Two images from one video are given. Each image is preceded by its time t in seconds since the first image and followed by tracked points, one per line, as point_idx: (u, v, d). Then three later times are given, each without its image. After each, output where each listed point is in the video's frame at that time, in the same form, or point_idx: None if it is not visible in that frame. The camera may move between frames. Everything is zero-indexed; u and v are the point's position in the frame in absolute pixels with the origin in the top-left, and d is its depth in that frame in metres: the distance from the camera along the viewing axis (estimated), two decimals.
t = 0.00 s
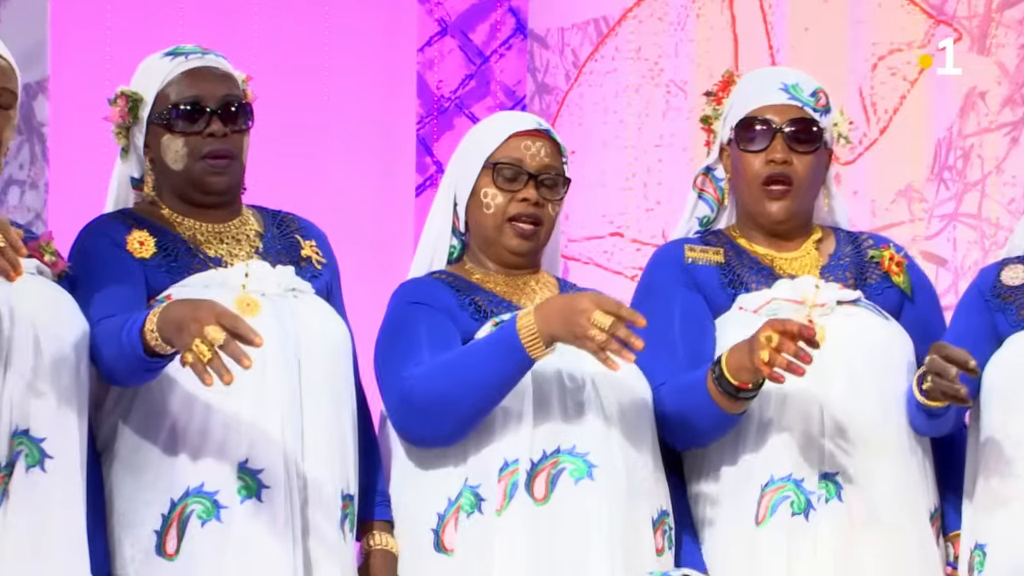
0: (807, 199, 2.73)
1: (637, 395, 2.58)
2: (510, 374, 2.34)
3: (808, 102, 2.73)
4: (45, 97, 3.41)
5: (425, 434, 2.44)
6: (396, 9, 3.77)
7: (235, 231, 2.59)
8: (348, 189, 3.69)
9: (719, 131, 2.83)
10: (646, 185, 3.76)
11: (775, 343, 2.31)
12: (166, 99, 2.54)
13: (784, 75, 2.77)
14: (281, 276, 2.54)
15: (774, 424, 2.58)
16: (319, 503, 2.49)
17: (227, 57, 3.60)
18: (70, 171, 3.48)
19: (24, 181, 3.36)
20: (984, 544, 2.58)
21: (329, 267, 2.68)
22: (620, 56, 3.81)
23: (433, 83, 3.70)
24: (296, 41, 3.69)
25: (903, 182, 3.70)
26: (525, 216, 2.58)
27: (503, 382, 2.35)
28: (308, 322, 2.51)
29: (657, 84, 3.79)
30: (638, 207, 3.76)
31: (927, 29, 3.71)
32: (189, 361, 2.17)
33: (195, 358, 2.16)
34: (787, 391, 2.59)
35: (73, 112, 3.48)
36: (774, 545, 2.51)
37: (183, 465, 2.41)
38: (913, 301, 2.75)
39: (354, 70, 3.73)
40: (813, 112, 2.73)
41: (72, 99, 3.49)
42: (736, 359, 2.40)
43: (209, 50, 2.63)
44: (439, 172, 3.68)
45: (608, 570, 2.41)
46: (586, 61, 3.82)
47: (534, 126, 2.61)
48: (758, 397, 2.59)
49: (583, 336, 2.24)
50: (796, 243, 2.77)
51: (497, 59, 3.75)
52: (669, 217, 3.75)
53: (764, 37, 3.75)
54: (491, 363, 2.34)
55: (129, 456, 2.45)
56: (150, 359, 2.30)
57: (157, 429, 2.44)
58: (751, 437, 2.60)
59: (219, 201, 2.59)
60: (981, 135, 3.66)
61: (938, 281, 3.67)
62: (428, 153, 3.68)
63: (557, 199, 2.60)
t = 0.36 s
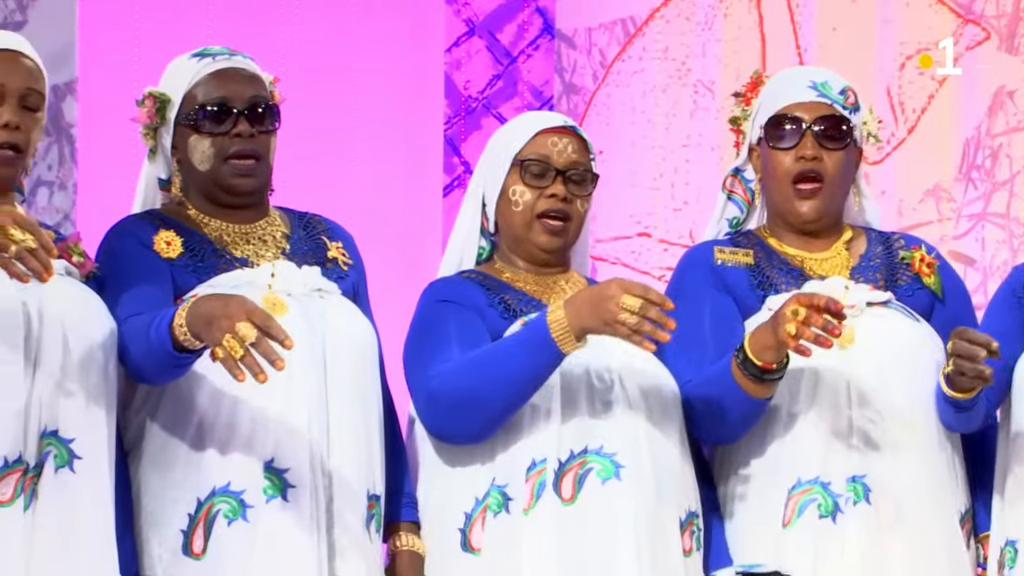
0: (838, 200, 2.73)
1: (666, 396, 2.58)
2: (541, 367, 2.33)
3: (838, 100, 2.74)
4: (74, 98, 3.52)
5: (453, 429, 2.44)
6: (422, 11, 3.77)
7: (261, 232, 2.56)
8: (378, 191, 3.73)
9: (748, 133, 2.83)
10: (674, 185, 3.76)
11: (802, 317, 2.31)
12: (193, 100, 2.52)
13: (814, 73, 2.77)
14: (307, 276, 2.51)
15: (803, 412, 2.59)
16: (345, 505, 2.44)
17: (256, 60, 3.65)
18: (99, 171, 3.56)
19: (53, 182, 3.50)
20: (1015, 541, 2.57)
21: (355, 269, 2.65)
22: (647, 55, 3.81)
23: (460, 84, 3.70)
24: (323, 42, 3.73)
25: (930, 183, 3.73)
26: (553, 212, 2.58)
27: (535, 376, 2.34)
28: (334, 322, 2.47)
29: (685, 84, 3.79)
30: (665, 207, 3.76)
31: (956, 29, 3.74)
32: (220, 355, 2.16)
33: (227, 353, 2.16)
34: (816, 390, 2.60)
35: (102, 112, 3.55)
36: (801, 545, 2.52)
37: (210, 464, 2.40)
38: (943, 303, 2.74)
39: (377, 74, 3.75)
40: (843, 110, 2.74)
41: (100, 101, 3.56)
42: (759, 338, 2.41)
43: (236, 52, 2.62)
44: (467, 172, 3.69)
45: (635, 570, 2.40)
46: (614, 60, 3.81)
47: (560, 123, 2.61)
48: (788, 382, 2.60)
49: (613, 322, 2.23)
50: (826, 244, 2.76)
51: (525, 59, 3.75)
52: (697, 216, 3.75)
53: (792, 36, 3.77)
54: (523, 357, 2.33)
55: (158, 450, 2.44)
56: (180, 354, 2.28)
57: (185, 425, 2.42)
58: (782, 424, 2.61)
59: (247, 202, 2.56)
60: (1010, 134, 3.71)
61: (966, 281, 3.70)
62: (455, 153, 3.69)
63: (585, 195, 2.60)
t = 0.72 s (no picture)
0: (863, 195, 2.72)
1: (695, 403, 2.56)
2: (574, 407, 2.34)
3: (858, 99, 2.73)
4: (102, 100, 3.50)
5: (482, 450, 2.45)
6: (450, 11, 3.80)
7: (290, 233, 2.56)
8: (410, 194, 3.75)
9: (769, 137, 2.82)
10: (701, 185, 3.78)
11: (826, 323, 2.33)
12: (222, 100, 2.52)
13: (833, 74, 2.77)
14: (336, 279, 2.50)
15: (834, 432, 2.59)
16: (375, 505, 2.45)
17: (284, 60, 3.66)
18: (127, 173, 3.55)
19: (81, 184, 3.48)
20: None
21: (383, 270, 2.65)
22: (675, 55, 3.83)
23: (488, 84, 3.72)
24: (352, 41, 3.74)
25: (958, 183, 3.73)
26: (586, 210, 2.58)
27: (567, 414, 2.34)
28: (364, 330, 2.48)
29: (712, 84, 3.81)
30: (693, 207, 3.78)
31: (984, 28, 3.75)
32: (268, 338, 2.17)
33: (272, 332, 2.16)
34: (846, 399, 2.59)
35: (130, 112, 3.56)
36: (837, 551, 2.51)
37: (238, 466, 2.40)
38: (970, 306, 2.74)
39: (410, 73, 3.78)
40: (864, 108, 2.73)
41: (129, 100, 3.57)
42: (798, 369, 2.43)
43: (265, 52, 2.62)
44: (495, 173, 3.71)
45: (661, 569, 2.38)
46: (641, 61, 3.84)
47: (591, 123, 2.62)
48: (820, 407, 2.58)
49: (643, 351, 2.24)
50: (851, 246, 2.75)
51: (552, 59, 3.78)
52: (724, 217, 3.78)
53: (820, 36, 3.79)
54: (559, 395, 2.33)
55: (184, 454, 2.45)
56: (212, 366, 2.28)
57: (212, 430, 2.43)
58: (811, 447, 2.61)
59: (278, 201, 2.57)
60: None
61: (995, 281, 3.70)
62: (483, 153, 3.72)
63: (617, 193, 2.60)
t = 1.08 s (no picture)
0: (891, 195, 2.72)
1: (723, 401, 2.56)
2: (601, 411, 2.34)
3: (889, 99, 2.73)
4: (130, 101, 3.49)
5: (509, 452, 2.45)
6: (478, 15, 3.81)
7: (319, 233, 2.56)
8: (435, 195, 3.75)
9: (798, 135, 2.82)
10: (729, 185, 3.79)
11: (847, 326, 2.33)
12: (249, 101, 2.53)
13: (863, 74, 2.77)
14: (364, 280, 2.50)
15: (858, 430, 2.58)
16: (403, 506, 2.44)
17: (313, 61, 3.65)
18: (154, 173, 3.54)
19: (109, 184, 3.47)
20: None
21: (411, 271, 2.65)
22: (702, 55, 3.85)
23: (515, 84, 3.76)
24: (379, 37, 3.74)
25: (987, 182, 3.73)
26: (615, 212, 2.58)
27: (595, 417, 2.34)
28: (393, 328, 2.48)
29: (740, 84, 3.82)
30: (721, 208, 3.79)
31: (1013, 27, 3.74)
32: (296, 344, 2.17)
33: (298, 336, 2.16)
34: (870, 399, 2.59)
35: (161, 113, 3.56)
36: (861, 550, 2.50)
37: (265, 468, 2.39)
38: (998, 308, 2.74)
39: (435, 76, 3.78)
40: (894, 109, 2.73)
41: (158, 102, 3.56)
42: (823, 370, 2.43)
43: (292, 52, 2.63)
44: (523, 173, 3.76)
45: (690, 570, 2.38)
46: (669, 61, 3.86)
47: (621, 126, 2.61)
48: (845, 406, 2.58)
49: (668, 354, 2.24)
50: (880, 246, 2.75)
51: (580, 60, 3.83)
52: (753, 217, 3.79)
53: (848, 35, 3.79)
54: (586, 397, 2.34)
55: (213, 457, 2.44)
56: (240, 373, 2.27)
57: (239, 432, 2.42)
58: (834, 447, 2.61)
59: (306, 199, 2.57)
60: None
61: None
62: (510, 154, 3.76)
63: (646, 197, 2.60)
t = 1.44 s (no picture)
0: (914, 199, 2.71)
1: (747, 398, 2.56)
2: (619, 388, 2.31)
3: (913, 102, 2.72)
4: (158, 101, 3.50)
5: (534, 443, 2.43)
6: (506, 15, 3.84)
7: (343, 234, 2.56)
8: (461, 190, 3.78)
9: (823, 134, 2.82)
10: (756, 185, 3.85)
11: (883, 347, 2.29)
12: (275, 103, 2.52)
13: (887, 75, 2.76)
14: (390, 278, 2.50)
15: (881, 422, 2.58)
16: (430, 503, 2.44)
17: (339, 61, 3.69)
18: (185, 176, 3.58)
19: (138, 185, 3.50)
20: None
21: (436, 271, 2.65)
22: (730, 55, 3.89)
23: (543, 85, 3.83)
24: (408, 36, 3.76)
25: (1017, 182, 3.72)
26: (639, 218, 2.57)
27: (613, 393, 2.32)
28: (418, 326, 2.47)
29: (768, 84, 3.86)
30: (748, 208, 3.85)
31: None
32: (303, 351, 2.12)
33: (309, 348, 2.10)
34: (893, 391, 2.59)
35: (188, 113, 3.58)
36: (883, 548, 2.51)
37: (295, 463, 2.39)
38: None
39: (464, 79, 3.80)
40: (918, 112, 2.72)
41: (185, 103, 3.58)
42: (841, 360, 2.39)
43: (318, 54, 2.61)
44: (549, 173, 3.82)
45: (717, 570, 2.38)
46: (696, 61, 3.91)
47: (650, 129, 2.60)
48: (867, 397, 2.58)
49: (687, 350, 2.20)
50: (903, 245, 2.75)
51: (607, 60, 3.89)
52: (780, 217, 3.84)
53: (875, 36, 3.80)
54: (603, 375, 2.31)
55: (242, 451, 2.45)
56: (263, 353, 2.25)
57: (270, 426, 2.43)
58: (858, 443, 2.60)
59: (331, 203, 2.56)
60: None
61: None
62: (538, 154, 3.82)
63: (672, 202, 2.58)
